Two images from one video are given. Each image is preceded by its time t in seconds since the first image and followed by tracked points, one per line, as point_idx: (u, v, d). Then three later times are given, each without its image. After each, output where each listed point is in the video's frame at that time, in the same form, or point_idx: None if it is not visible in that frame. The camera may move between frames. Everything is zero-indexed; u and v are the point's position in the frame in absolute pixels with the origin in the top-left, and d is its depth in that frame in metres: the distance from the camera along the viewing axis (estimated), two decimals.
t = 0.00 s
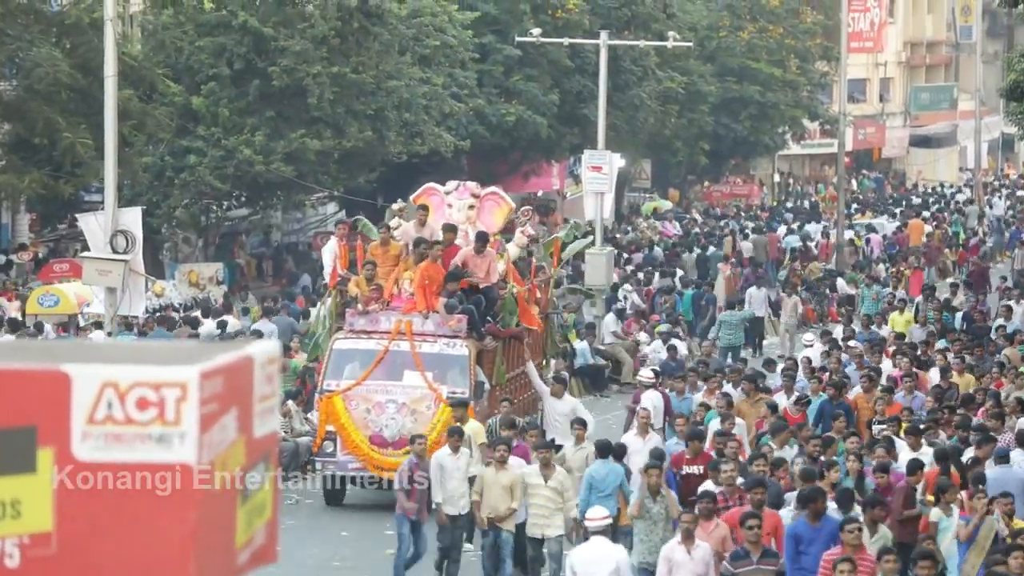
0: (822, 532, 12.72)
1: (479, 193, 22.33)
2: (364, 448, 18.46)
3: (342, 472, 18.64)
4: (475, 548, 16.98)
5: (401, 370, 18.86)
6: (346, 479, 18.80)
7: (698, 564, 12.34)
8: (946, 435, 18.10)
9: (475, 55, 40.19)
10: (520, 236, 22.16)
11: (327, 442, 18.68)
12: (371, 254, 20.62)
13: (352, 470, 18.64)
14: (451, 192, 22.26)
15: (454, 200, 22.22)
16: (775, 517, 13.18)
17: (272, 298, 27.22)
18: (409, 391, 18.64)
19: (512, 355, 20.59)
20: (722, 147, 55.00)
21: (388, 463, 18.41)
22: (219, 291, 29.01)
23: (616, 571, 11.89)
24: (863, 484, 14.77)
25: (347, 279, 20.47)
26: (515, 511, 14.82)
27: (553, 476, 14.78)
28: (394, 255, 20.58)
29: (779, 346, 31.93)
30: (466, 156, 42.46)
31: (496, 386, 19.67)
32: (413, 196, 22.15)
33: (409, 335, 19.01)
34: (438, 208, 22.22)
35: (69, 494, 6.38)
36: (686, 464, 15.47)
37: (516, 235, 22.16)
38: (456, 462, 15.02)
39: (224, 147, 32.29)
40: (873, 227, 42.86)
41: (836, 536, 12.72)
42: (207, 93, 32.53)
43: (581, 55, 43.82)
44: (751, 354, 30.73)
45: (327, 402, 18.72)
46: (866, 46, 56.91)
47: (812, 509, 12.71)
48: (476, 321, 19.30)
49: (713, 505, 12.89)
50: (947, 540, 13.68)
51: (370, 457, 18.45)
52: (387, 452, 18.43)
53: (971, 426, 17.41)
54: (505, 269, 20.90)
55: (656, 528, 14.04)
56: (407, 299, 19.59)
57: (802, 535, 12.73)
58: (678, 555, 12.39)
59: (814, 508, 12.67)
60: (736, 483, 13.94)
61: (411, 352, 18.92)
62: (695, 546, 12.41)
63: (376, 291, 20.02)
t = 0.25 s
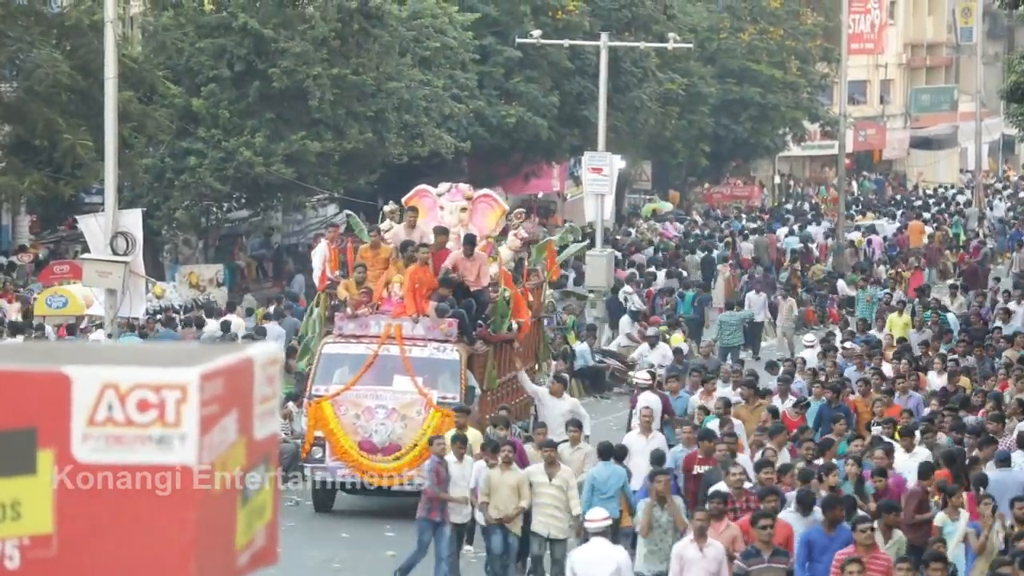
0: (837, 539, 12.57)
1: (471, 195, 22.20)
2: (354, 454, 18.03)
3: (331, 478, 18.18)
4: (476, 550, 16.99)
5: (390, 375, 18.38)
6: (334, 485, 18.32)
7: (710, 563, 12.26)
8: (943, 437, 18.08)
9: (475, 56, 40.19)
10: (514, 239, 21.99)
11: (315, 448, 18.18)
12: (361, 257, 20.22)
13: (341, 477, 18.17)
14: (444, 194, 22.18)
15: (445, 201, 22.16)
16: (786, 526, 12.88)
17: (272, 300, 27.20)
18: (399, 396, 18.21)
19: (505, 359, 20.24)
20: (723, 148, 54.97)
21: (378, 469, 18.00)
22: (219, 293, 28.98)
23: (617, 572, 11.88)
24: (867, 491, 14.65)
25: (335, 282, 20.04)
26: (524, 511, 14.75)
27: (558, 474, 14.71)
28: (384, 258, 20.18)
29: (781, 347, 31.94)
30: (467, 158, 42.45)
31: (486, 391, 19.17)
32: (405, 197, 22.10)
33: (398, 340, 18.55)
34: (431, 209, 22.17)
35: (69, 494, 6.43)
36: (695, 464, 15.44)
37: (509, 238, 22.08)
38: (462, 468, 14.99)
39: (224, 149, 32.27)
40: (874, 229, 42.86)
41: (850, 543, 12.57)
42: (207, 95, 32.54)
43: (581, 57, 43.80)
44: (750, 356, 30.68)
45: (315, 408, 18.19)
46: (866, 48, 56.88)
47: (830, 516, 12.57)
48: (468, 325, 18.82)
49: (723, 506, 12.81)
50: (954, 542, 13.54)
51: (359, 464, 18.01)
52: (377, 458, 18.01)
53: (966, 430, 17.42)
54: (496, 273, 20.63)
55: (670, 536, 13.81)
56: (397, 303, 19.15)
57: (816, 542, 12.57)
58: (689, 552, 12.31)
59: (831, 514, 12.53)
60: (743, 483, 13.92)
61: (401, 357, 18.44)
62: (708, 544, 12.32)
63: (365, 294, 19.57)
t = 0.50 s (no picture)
0: (855, 541, 12.49)
1: (461, 197, 21.65)
2: (344, 459, 17.74)
3: (319, 484, 17.84)
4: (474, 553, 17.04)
5: (380, 379, 18.14)
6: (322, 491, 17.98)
7: (720, 570, 12.07)
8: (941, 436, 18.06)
9: (476, 56, 40.16)
10: (504, 241, 21.42)
11: (303, 453, 17.85)
12: (350, 258, 20.10)
13: (330, 482, 17.85)
14: (433, 195, 21.69)
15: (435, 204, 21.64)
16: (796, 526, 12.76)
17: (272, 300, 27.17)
18: (389, 399, 17.99)
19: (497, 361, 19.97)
20: (723, 148, 54.92)
21: (368, 474, 17.71)
22: (219, 293, 28.96)
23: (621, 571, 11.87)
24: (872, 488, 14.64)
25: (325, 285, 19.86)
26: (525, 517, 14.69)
27: (557, 482, 14.63)
28: (374, 259, 20.06)
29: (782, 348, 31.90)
30: (467, 158, 42.42)
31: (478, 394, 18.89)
32: (395, 198, 21.75)
33: (388, 343, 18.31)
34: (422, 211, 21.74)
35: (70, 494, 6.44)
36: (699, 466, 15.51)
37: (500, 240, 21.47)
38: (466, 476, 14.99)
39: (224, 150, 32.25)
40: (875, 229, 42.82)
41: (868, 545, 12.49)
42: (208, 95, 32.56)
43: (582, 57, 43.76)
44: (750, 356, 30.65)
45: (304, 411, 17.93)
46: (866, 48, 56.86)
47: (850, 516, 12.49)
48: (459, 328, 18.59)
49: (730, 512, 12.68)
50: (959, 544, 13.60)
51: (350, 469, 17.74)
52: (367, 463, 17.73)
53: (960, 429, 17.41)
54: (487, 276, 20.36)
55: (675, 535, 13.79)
56: (386, 305, 19.06)
57: (835, 543, 12.49)
58: (698, 560, 12.11)
59: (852, 516, 12.45)
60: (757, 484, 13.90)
61: (391, 360, 18.20)
62: (716, 552, 12.13)
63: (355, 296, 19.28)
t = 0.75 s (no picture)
0: (867, 546, 12.39)
1: (452, 197, 21.29)
2: (332, 464, 17.60)
3: (307, 487, 17.69)
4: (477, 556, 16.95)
5: (369, 382, 17.89)
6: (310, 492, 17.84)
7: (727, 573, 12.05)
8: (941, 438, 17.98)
9: (476, 56, 40.10)
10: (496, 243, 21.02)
11: (291, 457, 17.65)
12: (340, 260, 19.58)
13: (318, 486, 17.71)
14: (423, 195, 21.27)
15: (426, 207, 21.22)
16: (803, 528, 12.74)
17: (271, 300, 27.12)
18: (378, 403, 17.76)
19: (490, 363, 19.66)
20: (725, 148, 54.88)
21: (358, 478, 17.58)
22: (218, 293, 28.90)
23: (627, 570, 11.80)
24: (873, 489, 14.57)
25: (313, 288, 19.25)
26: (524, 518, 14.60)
27: (554, 480, 14.52)
28: (363, 261, 19.52)
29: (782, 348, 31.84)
30: (467, 158, 42.38)
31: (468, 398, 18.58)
32: (384, 200, 21.23)
33: (377, 345, 18.03)
34: (411, 212, 21.27)
35: (69, 495, 6.21)
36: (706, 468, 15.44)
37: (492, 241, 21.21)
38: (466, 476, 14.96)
39: (224, 149, 32.18)
40: (876, 229, 42.77)
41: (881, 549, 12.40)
42: (207, 95, 32.48)
43: (582, 57, 43.69)
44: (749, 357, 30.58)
45: (292, 415, 17.72)
46: (867, 48, 56.83)
47: (862, 521, 12.39)
48: (449, 330, 18.24)
49: (737, 514, 12.61)
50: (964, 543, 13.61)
51: (338, 473, 17.61)
52: (356, 467, 17.59)
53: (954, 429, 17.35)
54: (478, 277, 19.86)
55: (679, 547, 13.56)
56: (375, 307, 18.55)
57: (847, 547, 12.38)
58: (705, 565, 12.09)
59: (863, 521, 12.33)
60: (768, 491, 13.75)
61: (380, 362, 17.95)
62: (723, 555, 12.11)
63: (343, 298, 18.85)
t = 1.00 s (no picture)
0: (877, 551, 12.42)
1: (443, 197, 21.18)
2: (321, 468, 17.33)
3: (296, 493, 17.40)
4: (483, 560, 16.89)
5: (358, 386, 17.57)
6: (298, 498, 17.55)
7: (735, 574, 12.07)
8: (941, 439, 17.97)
9: (477, 55, 40.05)
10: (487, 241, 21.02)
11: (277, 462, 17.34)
12: (328, 262, 19.10)
13: (307, 491, 17.42)
14: (415, 195, 21.15)
15: (416, 205, 21.11)
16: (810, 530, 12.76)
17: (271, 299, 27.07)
18: (367, 406, 17.47)
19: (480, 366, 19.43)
20: (726, 148, 54.85)
21: (347, 483, 17.32)
22: (219, 293, 28.86)
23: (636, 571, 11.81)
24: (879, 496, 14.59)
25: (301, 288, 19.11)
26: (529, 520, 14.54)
27: (555, 482, 14.45)
28: (353, 263, 19.04)
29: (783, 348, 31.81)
30: (467, 158, 42.36)
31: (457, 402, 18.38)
32: (374, 200, 21.16)
33: (366, 348, 17.71)
34: (401, 212, 21.17)
35: (69, 495, 6.16)
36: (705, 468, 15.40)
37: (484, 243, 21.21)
38: (467, 475, 14.97)
39: (224, 149, 32.13)
40: (877, 229, 42.72)
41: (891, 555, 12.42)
42: (207, 94, 32.41)
43: (583, 56, 43.65)
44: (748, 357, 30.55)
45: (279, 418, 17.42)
46: (868, 48, 56.84)
47: (871, 527, 12.41)
48: (439, 332, 17.95)
49: (747, 515, 12.62)
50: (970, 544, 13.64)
51: (327, 478, 17.33)
52: (345, 472, 17.33)
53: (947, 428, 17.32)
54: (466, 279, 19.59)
55: (686, 546, 13.52)
56: (365, 308, 18.25)
57: (857, 555, 12.40)
58: (714, 565, 12.11)
59: (873, 527, 12.36)
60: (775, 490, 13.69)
61: (368, 365, 17.62)
62: (731, 556, 12.13)
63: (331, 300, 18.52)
